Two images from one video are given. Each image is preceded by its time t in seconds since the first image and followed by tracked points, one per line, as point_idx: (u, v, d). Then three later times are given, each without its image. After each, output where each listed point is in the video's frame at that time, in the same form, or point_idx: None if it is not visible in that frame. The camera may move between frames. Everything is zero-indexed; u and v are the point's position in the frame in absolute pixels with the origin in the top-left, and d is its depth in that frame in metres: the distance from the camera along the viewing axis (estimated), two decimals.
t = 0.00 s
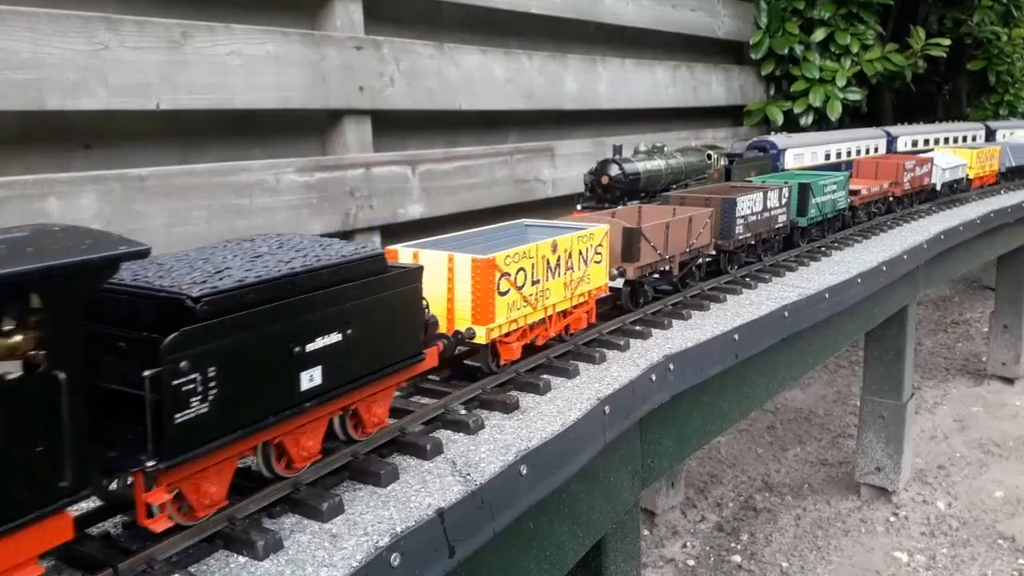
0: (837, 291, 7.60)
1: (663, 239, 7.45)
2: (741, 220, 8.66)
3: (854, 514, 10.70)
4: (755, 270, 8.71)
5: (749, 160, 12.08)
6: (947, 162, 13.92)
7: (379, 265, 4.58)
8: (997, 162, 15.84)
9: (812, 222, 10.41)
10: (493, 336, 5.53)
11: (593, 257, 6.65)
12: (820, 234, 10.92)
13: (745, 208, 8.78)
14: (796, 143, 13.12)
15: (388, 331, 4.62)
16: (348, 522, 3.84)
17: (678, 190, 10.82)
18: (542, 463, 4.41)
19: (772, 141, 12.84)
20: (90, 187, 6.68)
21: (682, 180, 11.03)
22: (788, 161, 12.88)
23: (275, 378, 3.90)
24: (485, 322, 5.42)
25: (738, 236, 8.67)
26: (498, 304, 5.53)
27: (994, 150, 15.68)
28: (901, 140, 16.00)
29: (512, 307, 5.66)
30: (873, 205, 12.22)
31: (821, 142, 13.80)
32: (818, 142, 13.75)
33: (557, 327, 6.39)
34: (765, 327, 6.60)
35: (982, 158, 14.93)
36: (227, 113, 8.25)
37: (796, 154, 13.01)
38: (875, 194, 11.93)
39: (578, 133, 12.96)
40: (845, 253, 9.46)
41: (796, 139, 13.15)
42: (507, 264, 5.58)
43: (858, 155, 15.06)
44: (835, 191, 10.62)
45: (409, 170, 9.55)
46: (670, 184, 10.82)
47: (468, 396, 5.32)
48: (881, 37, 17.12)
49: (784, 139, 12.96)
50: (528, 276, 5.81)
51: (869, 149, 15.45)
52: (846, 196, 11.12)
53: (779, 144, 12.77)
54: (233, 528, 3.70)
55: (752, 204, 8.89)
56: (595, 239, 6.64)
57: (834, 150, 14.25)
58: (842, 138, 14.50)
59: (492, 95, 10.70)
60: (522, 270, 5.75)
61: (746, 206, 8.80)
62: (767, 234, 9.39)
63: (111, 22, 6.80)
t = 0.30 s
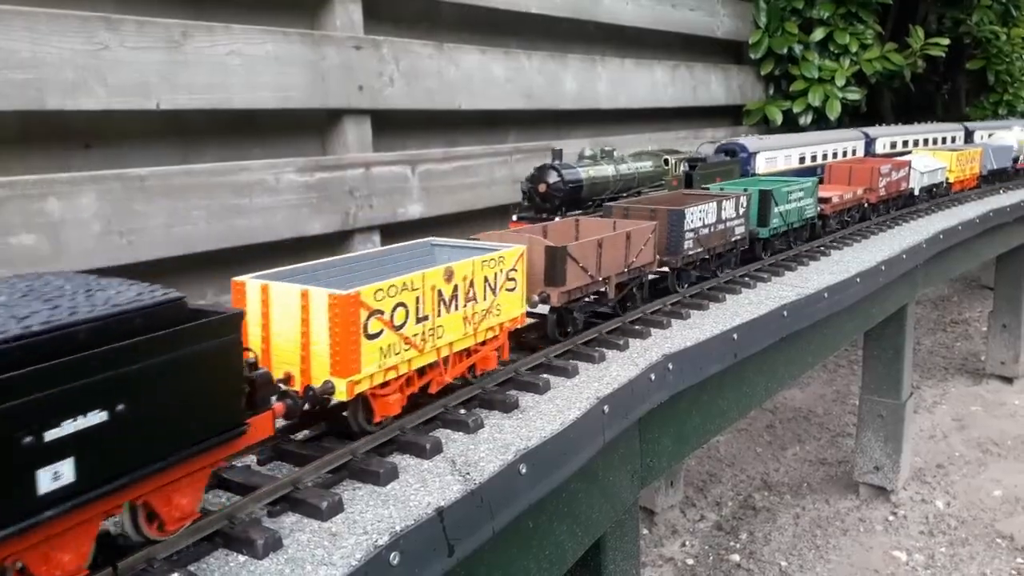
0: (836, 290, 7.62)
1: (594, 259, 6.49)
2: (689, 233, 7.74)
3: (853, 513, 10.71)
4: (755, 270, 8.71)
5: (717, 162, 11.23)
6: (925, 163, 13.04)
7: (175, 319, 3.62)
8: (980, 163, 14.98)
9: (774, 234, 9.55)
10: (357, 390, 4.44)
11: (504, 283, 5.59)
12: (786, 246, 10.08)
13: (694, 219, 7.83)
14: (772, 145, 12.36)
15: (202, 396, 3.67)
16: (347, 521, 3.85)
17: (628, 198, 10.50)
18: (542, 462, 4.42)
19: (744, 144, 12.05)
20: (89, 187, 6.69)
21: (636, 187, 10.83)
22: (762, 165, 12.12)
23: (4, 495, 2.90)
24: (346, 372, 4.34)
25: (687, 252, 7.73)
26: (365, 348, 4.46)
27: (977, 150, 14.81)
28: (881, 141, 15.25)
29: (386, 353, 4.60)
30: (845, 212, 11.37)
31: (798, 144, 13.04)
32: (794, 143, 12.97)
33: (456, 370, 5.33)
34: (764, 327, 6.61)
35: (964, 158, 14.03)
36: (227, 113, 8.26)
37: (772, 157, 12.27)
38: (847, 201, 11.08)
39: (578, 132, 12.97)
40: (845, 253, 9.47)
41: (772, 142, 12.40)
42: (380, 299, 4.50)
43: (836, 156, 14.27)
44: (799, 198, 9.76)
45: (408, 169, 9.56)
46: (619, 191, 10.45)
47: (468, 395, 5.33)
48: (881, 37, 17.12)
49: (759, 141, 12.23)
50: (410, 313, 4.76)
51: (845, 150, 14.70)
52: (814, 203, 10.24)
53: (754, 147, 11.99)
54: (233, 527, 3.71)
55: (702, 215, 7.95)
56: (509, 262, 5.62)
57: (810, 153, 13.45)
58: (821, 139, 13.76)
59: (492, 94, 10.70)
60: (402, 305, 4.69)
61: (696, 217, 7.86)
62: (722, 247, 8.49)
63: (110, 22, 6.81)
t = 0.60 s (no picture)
0: (835, 288, 7.62)
1: (491, 289, 5.42)
2: (620, 252, 6.73)
3: (852, 512, 10.72)
4: (755, 268, 8.71)
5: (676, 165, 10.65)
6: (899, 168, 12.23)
7: None
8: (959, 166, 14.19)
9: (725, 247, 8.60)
10: (108, 498, 3.25)
11: (359, 328, 4.43)
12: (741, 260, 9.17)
13: (625, 236, 6.82)
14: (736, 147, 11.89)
15: None
16: (346, 519, 3.84)
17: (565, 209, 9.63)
18: (541, 461, 4.41)
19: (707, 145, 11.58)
20: (88, 185, 6.68)
21: (572, 197, 9.83)
22: (726, 169, 11.66)
23: None
24: (90, 476, 3.16)
25: (618, 274, 6.72)
26: (121, 441, 3.27)
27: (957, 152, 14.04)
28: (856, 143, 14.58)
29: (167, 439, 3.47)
30: (812, 221, 10.49)
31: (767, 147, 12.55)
32: (763, 146, 12.47)
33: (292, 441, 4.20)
34: (763, 325, 6.61)
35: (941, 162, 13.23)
36: (226, 112, 8.25)
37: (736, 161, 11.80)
38: (813, 211, 10.20)
39: (578, 131, 12.96)
40: (844, 252, 9.47)
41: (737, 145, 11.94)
42: (148, 369, 3.34)
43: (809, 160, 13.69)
44: (753, 209, 8.83)
45: (408, 168, 9.55)
46: (559, 202, 9.63)
47: (467, 394, 5.32)
48: (880, 36, 17.11)
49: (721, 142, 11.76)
50: (202, 381, 3.59)
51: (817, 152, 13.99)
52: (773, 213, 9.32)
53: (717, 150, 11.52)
54: (231, 526, 3.70)
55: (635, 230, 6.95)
56: (364, 303, 4.46)
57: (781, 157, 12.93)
58: (792, 143, 13.23)
59: (491, 92, 10.69)
60: (188, 372, 3.52)
61: (628, 233, 6.85)
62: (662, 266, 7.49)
63: (109, 20, 6.79)
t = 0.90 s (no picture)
0: (836, 288, 7.61)
1: (360, 335, 4.45)
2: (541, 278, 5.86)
3: (853, 512, 10.71)
4: (756, 268, 8.70)
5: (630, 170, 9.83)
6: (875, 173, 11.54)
7: None
8: (942, 169, 13.51)
9: (676, 264, 7.81)
10: None
11: (142, 402, 3.30)
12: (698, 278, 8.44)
13: (550, 257, 6.00)
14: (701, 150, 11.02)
15: None
16: (347, 518, 3.85)
17: (493, 221, 8.94)
18: (541, 460, 4.41)
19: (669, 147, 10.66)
20: (90, 185, 6.68)
21: (504, 207, 9.13)
22: (688, 175, 10.75)
23: None
24: None
25: (539, 302, 5.90)
26: None
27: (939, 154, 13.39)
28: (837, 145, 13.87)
29: None
30: (779, 232, 9.80)
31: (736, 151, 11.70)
32: (731, 150, 11.60)
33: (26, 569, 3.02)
34: (765, 325, 6.61)
35: (920, 165, 12.54)
36: (228, 111, 8.26)
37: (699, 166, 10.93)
38: (779, 220, 9.50)
39: (579, 130, 12.96)
40: (845, 252, 9.46)
41: (702, 147, 11.06)
42: None
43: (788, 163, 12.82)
44: (705, 220, 8.10)
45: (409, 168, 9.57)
46: (489, 214, 8.94)
47: (468, 393, 5.33)
48: (882, 35, 17.09)
49: (682, 145, 10.88)
50: None
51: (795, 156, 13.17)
52: (728, 224, 8.58)
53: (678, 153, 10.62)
54: (232, 524, 3.70)
55: (562, 249, 6.14)
56: (152, 368, 3.33)
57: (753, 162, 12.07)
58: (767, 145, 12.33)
59: (492, 92, 10.70)
60: None
61: (552, 252, 6.03)
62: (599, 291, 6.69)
63: (111, 19, 6.80)
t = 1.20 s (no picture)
0: (833, 287, 7.64)
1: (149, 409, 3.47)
2: (429, 314, 4.90)
3: (849, 510, 10.75)
4: (753, 267, 8.72)
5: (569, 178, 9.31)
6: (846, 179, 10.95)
7: None
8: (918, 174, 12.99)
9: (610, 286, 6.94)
10: None
11: None
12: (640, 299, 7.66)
13: (445, 286, 5.06)
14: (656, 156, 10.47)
15: None
16: (345, 516, 3.87)
17: (396, 236, 8.07)
18: (538, 458, 4.43)
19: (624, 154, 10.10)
20: (88, 182, 6.69)
21: (414, 220, 8.32)
22: (640, 182, 10.18)
23: None
24: None
25: (428, 342, 4.93)
26: None
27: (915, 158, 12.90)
28: (810, 149, 13.49)
29: None
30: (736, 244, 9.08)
31: (695, 156, 11.22)
32: (688, 156, 11.09)
33: None
34: (761, 324, 6.63)
35: (895, 169, 12.04)
36: (227, 110, 8.27)
37: (654, 172, 10.36)
38: (735, 232, 8.77)
39: (576, 129, 12.98)
40: (842, 251, 9.49)
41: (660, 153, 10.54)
42: None
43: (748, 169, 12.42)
44: (645, 234, 7.28)
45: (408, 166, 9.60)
46: (398, 227, 8.14)
47: (466, 391, 5.35)
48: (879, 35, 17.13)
49: (636, 150, 10.34)
50: None
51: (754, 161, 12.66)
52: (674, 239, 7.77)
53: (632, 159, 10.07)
54: (230, 522, 3.72)
55: (462, 275, 5.19)
56: None
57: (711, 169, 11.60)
58: (726, 149, 11.91)
59: (490, 91, 10.72)
60: None
61: (446, 279, 5.06)
62: (512, 322, 5.77)
63: (110, 18, 6.81)
